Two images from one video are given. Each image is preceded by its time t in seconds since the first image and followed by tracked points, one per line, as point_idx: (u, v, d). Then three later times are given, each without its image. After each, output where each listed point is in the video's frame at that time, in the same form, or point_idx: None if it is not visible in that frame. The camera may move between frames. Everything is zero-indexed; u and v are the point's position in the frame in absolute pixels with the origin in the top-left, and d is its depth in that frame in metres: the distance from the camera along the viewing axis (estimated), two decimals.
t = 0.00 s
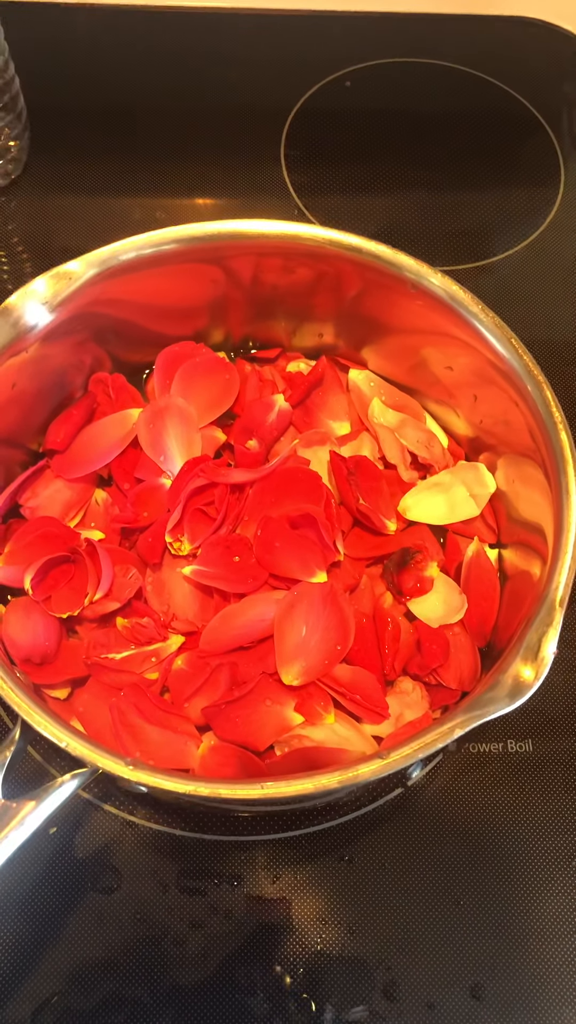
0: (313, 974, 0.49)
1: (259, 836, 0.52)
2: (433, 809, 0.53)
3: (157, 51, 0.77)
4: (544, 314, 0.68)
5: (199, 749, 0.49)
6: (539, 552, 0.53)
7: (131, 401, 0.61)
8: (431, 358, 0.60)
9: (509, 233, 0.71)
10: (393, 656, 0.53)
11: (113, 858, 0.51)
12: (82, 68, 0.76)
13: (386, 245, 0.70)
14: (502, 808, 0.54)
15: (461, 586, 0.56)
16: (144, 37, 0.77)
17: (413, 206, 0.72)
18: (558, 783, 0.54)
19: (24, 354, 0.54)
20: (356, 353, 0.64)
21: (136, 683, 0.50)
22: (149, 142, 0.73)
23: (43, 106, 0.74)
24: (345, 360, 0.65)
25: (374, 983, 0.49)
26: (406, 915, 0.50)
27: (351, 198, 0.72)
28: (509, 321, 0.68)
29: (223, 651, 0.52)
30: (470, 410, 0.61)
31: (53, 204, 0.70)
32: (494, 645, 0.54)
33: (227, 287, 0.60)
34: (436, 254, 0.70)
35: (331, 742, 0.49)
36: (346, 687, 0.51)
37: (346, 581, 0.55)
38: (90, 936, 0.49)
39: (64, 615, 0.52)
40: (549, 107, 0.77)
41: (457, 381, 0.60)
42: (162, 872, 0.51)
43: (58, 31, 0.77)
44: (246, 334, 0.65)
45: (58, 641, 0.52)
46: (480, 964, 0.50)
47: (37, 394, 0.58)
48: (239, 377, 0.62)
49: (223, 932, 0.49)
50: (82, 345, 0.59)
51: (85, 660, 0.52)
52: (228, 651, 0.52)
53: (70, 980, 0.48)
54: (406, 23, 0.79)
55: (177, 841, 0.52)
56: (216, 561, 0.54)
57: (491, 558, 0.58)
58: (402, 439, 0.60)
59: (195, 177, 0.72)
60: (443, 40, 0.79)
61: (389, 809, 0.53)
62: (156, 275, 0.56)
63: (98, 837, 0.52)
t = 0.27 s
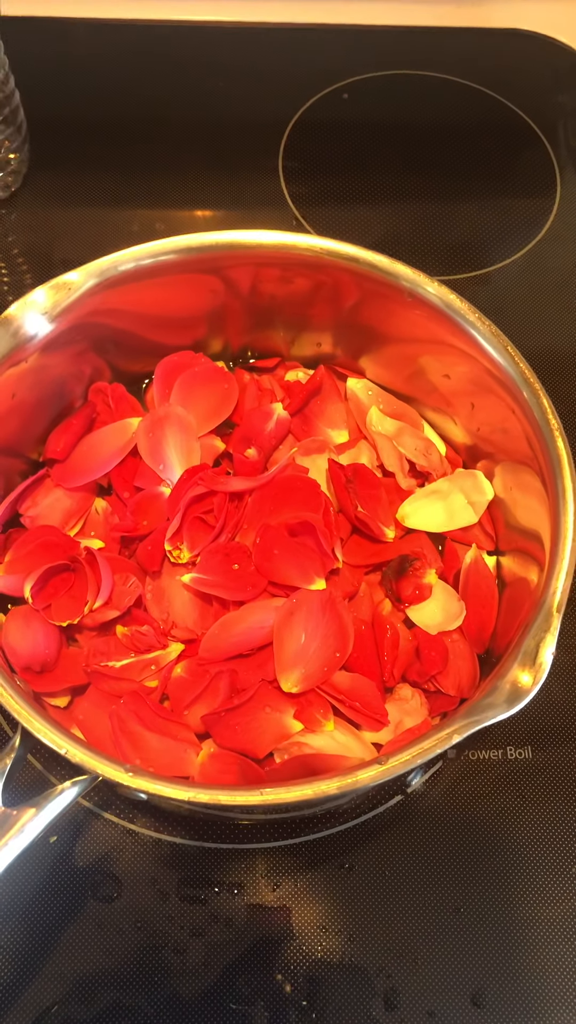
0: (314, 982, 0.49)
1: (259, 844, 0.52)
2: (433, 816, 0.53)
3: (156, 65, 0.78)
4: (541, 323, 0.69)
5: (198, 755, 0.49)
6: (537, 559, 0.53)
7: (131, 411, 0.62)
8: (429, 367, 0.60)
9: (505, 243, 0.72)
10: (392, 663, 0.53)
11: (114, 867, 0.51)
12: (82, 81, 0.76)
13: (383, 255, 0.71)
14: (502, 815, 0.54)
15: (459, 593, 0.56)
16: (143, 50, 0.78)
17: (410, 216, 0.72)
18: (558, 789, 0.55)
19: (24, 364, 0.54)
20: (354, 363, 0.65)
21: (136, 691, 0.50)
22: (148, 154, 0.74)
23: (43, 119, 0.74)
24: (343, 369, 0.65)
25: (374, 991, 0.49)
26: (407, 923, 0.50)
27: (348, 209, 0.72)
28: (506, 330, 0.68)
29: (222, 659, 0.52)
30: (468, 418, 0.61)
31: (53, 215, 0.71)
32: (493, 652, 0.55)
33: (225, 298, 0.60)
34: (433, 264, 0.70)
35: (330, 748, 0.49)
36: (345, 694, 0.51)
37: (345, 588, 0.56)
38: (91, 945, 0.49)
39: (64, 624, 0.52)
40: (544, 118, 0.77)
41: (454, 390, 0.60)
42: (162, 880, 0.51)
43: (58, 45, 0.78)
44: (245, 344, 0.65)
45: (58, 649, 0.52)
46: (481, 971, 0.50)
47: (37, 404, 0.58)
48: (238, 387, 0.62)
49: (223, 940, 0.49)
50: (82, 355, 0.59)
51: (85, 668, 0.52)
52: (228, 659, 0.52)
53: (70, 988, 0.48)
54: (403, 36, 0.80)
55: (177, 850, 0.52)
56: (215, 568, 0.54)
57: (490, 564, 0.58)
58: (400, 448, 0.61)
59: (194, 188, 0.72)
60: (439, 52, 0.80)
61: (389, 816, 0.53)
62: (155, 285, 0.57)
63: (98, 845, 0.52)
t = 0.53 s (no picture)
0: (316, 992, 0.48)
1: (260, 854, 0.52)
2: (434, 824, 0.53)
3: (155, 74, 0.78)
4: (540, 330, 0.69)
5: (198, 764, 0.48)
6: (537, 566, 0.53)
7: (130, 419, 0.62)
8: (428, 374, 0.60)
9: (504, 251, 0.72)
10: (392, 671, 0.53)
11: (114, 876, 0.51)
12: (81, 91, 0.77)
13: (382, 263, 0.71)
14: (503, 823, 0.53)
15: (459, 600, 0.56)
16: (141, 60, 0.79)
17: (408, 223, 0.73)
18: (559, 797, 0.54)
19: (23, 373, 0.55)
20: (353, 370, 0.65)
21: (135, 700, 0.50)
22: (147, 163, 0.74)
23: (42, 128, 0.75)
24: (341, 377, 0.65)
25: (376, 1000, 0.48)
26: (409, 932, 0.50)
27: (347, 217, 0.73)
28: (504, 337, 0.68)
29: (222, 667, 0.52)
30: (467, 425, 0.61)
31: (52, 224, 0.71)
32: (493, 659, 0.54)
33: (224, 306, 0.60)
34: (432, 272, 0.71)
35: (331, 756, 0.49)
36: (345, 702, 0.51)
37: (345, 595, 0.55)
38: (91, 955, 0.49)
39: (63, 632, 0.52)
40: (542, 126, 0.78)
41: (453, 397, 0.60)
42: (163, 890, 0.51)
43: (57, 55, 0.78)
44: (243, 352, 0.65)
45: (57, 658, 0.52)
46: (484, 979, 0.49)
47: (36, 412, 0.58)
48: (237, 395, 0.62)
49: (224, 948, 0.49)
50: (81, 364, 0.59)
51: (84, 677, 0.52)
52: (228, 667, 0.52)
53: (70, 999, 0.48)
54: (400, 46, 0.80)
55: (176, 859, 0.52)
56: (214, 576, 0.54)
57: (489, 572, 0.58)
58: (399, 455, 0.60)
59: (193, 197, 0.73)
60: (436, 61, 0.80)
61: (390, 825, 0.53)
62: (154, 293, 0.57)
63: (98, 855, 0.52)
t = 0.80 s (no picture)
0: (322, 991, 0.49)
1: (266, 855, 0.53)
2: (437, 826, 0.54)
3: (161, 87, 0.79)
4: (541, 339, 0.70)
5: (206, 765, 0.49)
6: (539, 572, 0.54)
7: (138, 428, 0.63)
8: (431, 383, 0.61)
9: (506, 261, 0.73)
10: (396, 675, 0.54)
11: (122, 877, 0.52)
12: (89, 103, 0.78)
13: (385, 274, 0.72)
14: (506, 825, 0.54)
15: (462, 605, 0.57)
16: (149, 73, 0.80)
17: (411, 234, 0.74)
18: (561, 799, 0.55)
19: (34, 382, 0.56)
20: (358, 379, 0.66)
21: (144, 704, 0.51)
22: (154, 174, 0.75)
23: (51, 141, 0.76)
24: (346, 386, 0.66)
25: (381, 999, 0.49)
26: (413, 932, 0.51)
27: (351, 228, 0.74)
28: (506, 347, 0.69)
29: (229, 671, 0.53)
30: (470, 434, 0.62)
31: (61, 235, 0.72)
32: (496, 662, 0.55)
33: (230, 316, 0.61)
34: (434, 282, 0.72)
35: (335, 758, 0.49)
36: (351, 706, 0.52)
37: (350, 600, 0.56)
38: (100, 955, 0.50)
39: (73, 637, 0.53)
40: (543, 138, 0.79)
41: (456, 405, 0.61)
42: (171, 891, 0.52)
43: (65, 68, 0.79)
44: (249, 362, 0.66)
45: (67, 662, 0.53)
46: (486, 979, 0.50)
47: (46, 421, 0.59)
48: (243, 403, 0.63)
49: (231, 948, 0.50)
50: (90, 373, 0.60)
51: (95, 681, 0.52)
52: (235, 672, 0.53)
53: (79, 998, 0.49)
54: (403, 59, 0.82)
55: (184, 861, 0.52)
56: (222, 581, 0.55)
57: (492, 577, 0.59)
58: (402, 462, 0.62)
59: (199, 209, 0.74)
60: (438, 75, 0.81)
61: (394, 827, 0.54)
62: (162, 305, 0.58)
63: (107, 856, 0.53)
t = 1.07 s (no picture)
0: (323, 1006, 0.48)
1: (268, 868, 0.52)
2: (440, 840, 0.54)
3: (166, 95, 0.79)
4: (546, 350, 0.70)
5: (208, 778, 0.49)
6: (544, 584, 0.53)
7: (141, 436, 0.62)
8: (436, 393, 0.61)
9: (510, 272, 0.73)
10: (400, 687, 0.53)
11: (122, 890, 0.51)
12: (93, 111, 0.78)
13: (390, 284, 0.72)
14: (509, 839, 0.54)
15: (467, 617, 0.57)
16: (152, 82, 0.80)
17: (416, 244, 0.74)
18: (565, 813, 0.55)
19: (37, 390, 0.55)
20: (362, 389, 0.66)
21: (146, 714, 0.51)
22: (158, 183, 0.75)
23: (55, 148, 0.76)
24: (350, 395, 0.66)
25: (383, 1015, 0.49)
26: (415, 947, 0.50)
27: (355, 238, 0.74)
28: (511, 357, 0.69)
29: (232, 682, 0.52)
30: (475, 444, 0.62)
31: (64, 243, 0.72)
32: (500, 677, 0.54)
33: (235, 325, 0.61)
34: (439, 292, 0.72)
35: (337, 771, 0.49)
36: (355, 718, 0.51)
37: (354, 612, 0.56)
38: (99, 968, 0.49)
39: (76, 647, 0.53)
40: (547, 149, 0.79)
41: (461, 416, 0.61)
42: (171, 904, 0.51)
43: (70, 76, 0.79)
44: (254, 371, 0.66)
45: (69, 672, 0.52)
46: (490, 995, 0.49)
47: (49, 429, 0.59)
48: (247, 413, 0.63)
49: (232, 962, 0.49)
50: (93, 381, 0.60)
51: (96, 691, 0.52)
52: (239, 683, 0.52)
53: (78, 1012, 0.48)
54: (408, 70, 0.82)
55: (184, 873, 0.52)
56: (225, 591, 0.55)
57: (497, 589, 0.58)
58: (408, 472, 0.61)
59: (203, 218, 0.74)
60: (443, 85, 0.81)
61: (396, 841, 0.53)
62: (166, 313, 0.58)
63: (107, 869, 0.52)
